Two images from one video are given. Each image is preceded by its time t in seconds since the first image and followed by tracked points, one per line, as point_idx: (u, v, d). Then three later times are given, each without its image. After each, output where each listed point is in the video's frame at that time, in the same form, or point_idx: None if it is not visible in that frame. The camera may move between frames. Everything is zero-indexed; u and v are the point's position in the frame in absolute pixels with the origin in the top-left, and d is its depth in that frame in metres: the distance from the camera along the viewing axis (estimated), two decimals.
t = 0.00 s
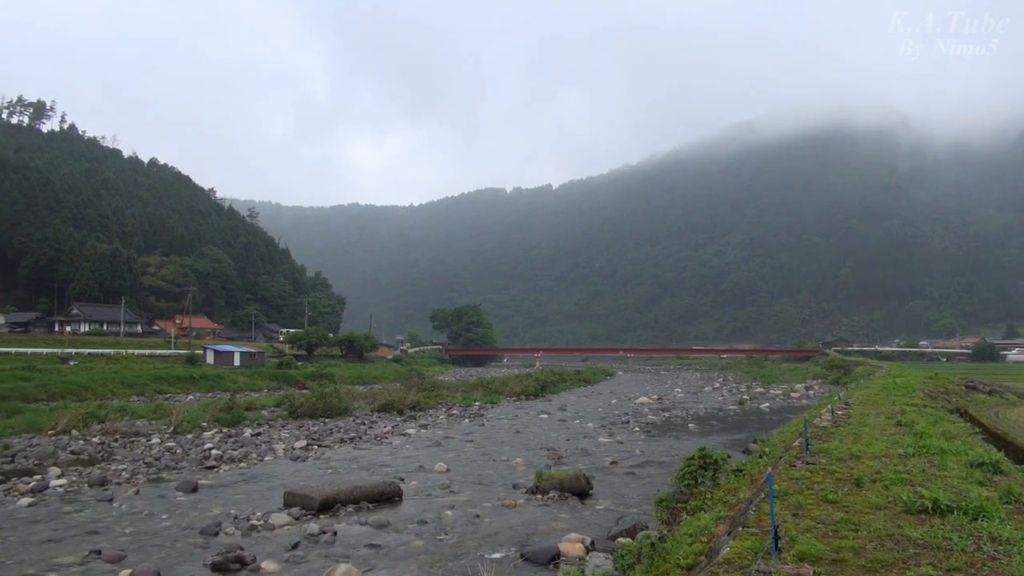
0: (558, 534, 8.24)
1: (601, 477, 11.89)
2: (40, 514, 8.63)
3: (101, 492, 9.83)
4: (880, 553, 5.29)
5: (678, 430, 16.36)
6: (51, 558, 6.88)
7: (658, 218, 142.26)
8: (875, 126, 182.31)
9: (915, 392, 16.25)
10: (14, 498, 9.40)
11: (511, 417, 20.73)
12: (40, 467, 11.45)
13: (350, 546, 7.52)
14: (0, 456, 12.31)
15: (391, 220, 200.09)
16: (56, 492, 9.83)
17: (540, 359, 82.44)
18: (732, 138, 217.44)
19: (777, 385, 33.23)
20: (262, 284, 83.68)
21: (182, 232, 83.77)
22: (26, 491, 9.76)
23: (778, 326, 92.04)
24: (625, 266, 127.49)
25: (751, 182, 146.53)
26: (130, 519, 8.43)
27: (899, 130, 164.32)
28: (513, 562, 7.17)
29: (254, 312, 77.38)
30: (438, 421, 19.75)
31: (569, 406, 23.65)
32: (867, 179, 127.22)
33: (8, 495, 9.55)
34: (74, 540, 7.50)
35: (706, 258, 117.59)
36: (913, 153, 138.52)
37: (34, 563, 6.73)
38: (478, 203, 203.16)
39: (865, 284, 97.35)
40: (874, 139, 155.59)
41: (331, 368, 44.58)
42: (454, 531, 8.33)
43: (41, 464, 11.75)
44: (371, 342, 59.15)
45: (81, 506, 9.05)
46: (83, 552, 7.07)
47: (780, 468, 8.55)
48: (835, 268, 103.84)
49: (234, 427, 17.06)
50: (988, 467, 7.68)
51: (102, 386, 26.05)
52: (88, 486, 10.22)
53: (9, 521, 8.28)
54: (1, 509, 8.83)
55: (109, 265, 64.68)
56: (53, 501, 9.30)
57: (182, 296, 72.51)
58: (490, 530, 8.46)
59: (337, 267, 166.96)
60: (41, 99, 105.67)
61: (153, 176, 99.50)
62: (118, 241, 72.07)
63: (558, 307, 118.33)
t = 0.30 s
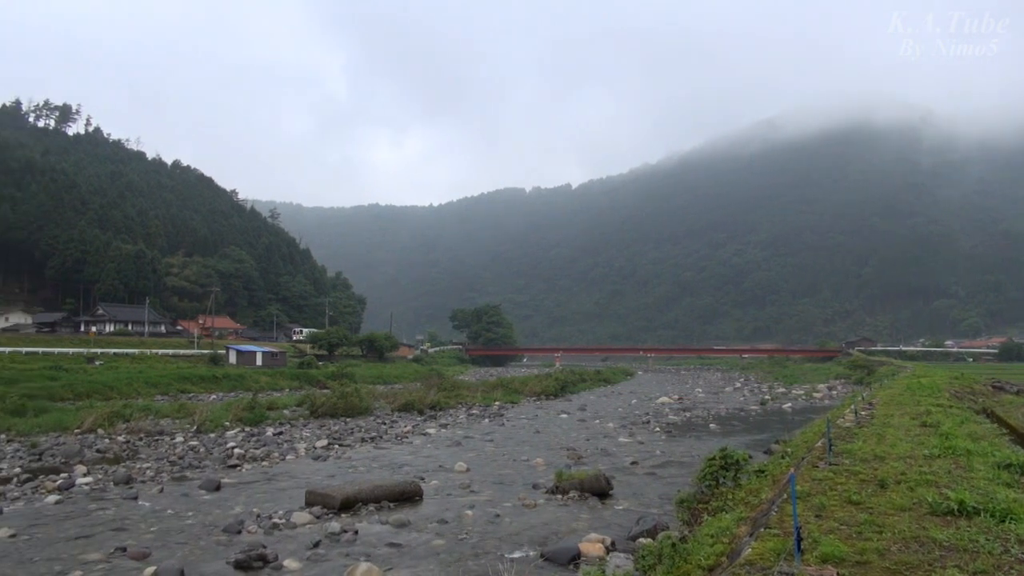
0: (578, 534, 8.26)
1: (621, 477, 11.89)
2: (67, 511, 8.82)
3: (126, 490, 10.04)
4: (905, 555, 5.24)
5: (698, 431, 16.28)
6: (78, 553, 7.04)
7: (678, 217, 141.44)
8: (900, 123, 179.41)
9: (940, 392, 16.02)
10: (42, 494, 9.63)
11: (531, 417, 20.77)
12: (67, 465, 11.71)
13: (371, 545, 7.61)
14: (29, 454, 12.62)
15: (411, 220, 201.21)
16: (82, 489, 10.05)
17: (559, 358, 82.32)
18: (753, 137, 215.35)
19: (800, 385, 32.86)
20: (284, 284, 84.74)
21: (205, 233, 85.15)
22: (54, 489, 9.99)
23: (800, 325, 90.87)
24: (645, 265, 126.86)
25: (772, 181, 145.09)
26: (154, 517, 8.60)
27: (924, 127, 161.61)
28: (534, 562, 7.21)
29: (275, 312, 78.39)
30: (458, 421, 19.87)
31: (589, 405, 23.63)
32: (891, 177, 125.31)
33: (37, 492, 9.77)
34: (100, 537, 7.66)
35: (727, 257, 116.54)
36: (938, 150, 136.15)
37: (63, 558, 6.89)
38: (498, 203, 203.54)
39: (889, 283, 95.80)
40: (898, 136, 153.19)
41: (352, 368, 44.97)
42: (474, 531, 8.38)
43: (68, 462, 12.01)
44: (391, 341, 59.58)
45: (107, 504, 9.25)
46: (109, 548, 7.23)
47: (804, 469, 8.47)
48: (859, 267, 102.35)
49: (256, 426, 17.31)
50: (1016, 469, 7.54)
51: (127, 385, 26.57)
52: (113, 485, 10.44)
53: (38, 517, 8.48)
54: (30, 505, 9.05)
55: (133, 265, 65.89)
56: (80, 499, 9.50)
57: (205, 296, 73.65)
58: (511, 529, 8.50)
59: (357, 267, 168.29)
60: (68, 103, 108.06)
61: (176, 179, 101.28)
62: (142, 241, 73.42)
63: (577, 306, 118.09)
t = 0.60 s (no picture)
0: (597, 534, 8.27)
1: (641, 477, 11.88)
2: (91, 509, 9.00)
3: (149, 489, 10.24)
4: (928, 557, 5.19)
5: (718, 431, 16.20)
6: (101, 551, 7.17)
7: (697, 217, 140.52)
8: (925, 120, 176.36)
9: (965, 393, 15.78)
10: (68, 492, 9.84)
11: (550, 417, 20.78)
12: (91, 464, 11.95)
13: (390, 544, 7.70)
14: (55, 453, 12.91)
15: (429, 220, 202.20)
16: (106, 487, 10.26)
17: (578, 358, 82.19)
18: (773, 135, 213.23)
19: (821, 385, 32.54)
20: (304, 284, 85.71)
21: (226, 234, 86.45)
22: (79, 486, 10.20)
23: (822, 325, 89.67)
24: (664, 265, 126.10)
25: (793, 180, 143.60)
26: (176, 516, 8.74)
27: (950, 124, 158.75)
28: (554, 562, 7.25)
29: (295, 312, 79.27)
30: (476, 421, 19.98)
31: (608, 405, 23.57)
32: (915, 175, 123.40)
33: (62, 490, 9.99)
34: (123, 535, 7.80)
35: (747, 257, 115.53)
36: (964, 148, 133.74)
37: (88, 555, 7.04)
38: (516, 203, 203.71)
39: (913, 282, 94.19)
40: (923, 134, 150.69)
41: (372, 367, 45.31)
42: (493, 531, 8.41)
43: (92, 461, 12.24)
44: (411, 341, 59.97)
45: (131, 502, 9.44)
46: (132, 546, 7.36)
47: (826, 470, 8.38)
48: (882, 267, 100.81)
49: (276, 425, 17.58)
50: None
51: (151, 384, 27.07)
52: (136, 484, 10.65)
53: (64, 515, 8.66)
54: (56, 503, 9.24)
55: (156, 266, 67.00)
56: (104, 497, 9.69)
57: (226, 297, 74.77)
58: (529, 529, 8.54)
59: (377, 267, 169.46)
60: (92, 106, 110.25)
61: (198, 181, 102.98)
62: (164, 242, 74.73)
63: (596, 306, 117.74)
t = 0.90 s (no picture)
0: (617, 535, 8.27)
1: (661, 478, 11.86)
2: (118, 507, 9.21)
3: (173, 487, 10.45)
4: (955, 559, 5.13)
5: (739, 431, 16.09)
6: (128, 548, 7.33)
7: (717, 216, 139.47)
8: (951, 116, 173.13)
9: (992, 393, 15.51)
10: (93, 490, 10.06)
11: (570, 417, 20.77)
12: (115, 462, 12.20)
13: (410, 543, 7.77)
14: (81, 451, 13.19)
15: (449, 220, 203.02)
16: (131, 485, 10.48)
17: (597, 358, 82.00)
18: (795, 133, 210.88)
19: (844, 385, 32.12)
20: (325, 285, 86.63)
21: (247, 235, 87.72)
22: (104, 484, 10.42)
23: (845, 324, 88.37)
24: (684, 264, 125.25)
25: (815, 177, 141.87)
26: (198, 514, 8.92)
27: (977, 120, 155.62)
28: (574, 561, 7.28)
29: (316, 313, 80.08)
30: (496, 420, 20.06)
31: (628, 405, 23.46)
32: (941, 172, 121.22)
33: (87, 488, 10.21)
34: (147, 533, 7.97)
35: (768, 256, 114.34)
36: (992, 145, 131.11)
37: (114, 552, 7.20)
38: (535, 203, 203.80)
39: (939, 281, 92.43)
40: (949, 130, 147.97)
41: (392, 367, 45.62)
42: (514, 531, 8.45)
43: (117, 459, 12.50)
44: (430, 341, 60.30)
45: (155, 500, 9.63)
46: (156, 544, 7.52)
47: (849, 470, 8.29)
48: (906, 265, 99.13)
49: (297, 424, 17.81)
50: None
51: (174, 384, 27.57)
52: (160, 482, 10.86)
53: (90, 512, 8.87)
54: (82, 501, 9.45)
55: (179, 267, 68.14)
56: (128, 495, 9.90)
57: (248, 297, 75.87)
58: (549, 529, 8.57)
59: (397, 267, 170.50)
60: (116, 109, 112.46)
61: (220, 182, 104.61)
62: (186, 243, 76.03)
63: (616, 306, 117.36)
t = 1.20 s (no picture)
0: (638, 535, 8.25)
1: (682, 478, 11.84)
2: (143, 505, 9.42)
3: (197, 486, 10.68)
4: (982, 562, 5.07)
5: (762, 431, 15.94)
6: (154, 545, 7.51)
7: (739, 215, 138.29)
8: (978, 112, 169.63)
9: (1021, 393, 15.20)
10: (118, 488, 10.28)
11: (590, 417, 20.73)
12: (141, 461, 12.47)
13: (431, 542, 7.85)
14: (107, 450, 13.50)
15: (468, 220, 203.67)
16: (155, 484, 10.70)
17: (617, 358, 81.70)
18: (818, 130, 208.16)
19: (868, 385, 31.68)
20: (345, 285, 87.53)
21: (269, 236, 88.93)
22: (129, 482, 10.65)
23: (869, 323, 86.92)
24: (705, 263, 124.31)
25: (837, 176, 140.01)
26: (222, 512, 9.08)
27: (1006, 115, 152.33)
28: (595, 561, 7.31)
29: (337, 313, 80.94)
30: (516, 420, 20.13)
31: (649, 405, 23.37)
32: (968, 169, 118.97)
33: (112, 486, 10.43)
34: (171, 531, 8.13)
35: (790, 256, 113.06)
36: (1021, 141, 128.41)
37: (140, 549, 7.36)
38: (554, 203, 203.56)
39: (966, 279, 90.60)
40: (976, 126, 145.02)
41: (412, 367, 45.89)
42: (534, 531, 8.48)
43: (142, 458, 12.78)
44: (450, 341, 60.56)
45: (179, 499, 9.83)
46: (181, 541, 7.67)
47: (872, 471, 8.22)
48: (932, 263, 97.30)
49: (318, 423, 18.04)
50: None
51: (197, 383, 28.04)
52: (184, 480, 11.08)
53: (116, 510, 9.06)
54: (108, 499, 9.67)
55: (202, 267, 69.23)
56: (152, 493, 10.11)
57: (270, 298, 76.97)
58: (570, 529, 8.62)
59: (417, 267, 171.38)
60: (141, 113, 114.67)
61: (242, 185, 106.22)
62: (209, 245, 77.33)
63: (636, 305, 116.90)
